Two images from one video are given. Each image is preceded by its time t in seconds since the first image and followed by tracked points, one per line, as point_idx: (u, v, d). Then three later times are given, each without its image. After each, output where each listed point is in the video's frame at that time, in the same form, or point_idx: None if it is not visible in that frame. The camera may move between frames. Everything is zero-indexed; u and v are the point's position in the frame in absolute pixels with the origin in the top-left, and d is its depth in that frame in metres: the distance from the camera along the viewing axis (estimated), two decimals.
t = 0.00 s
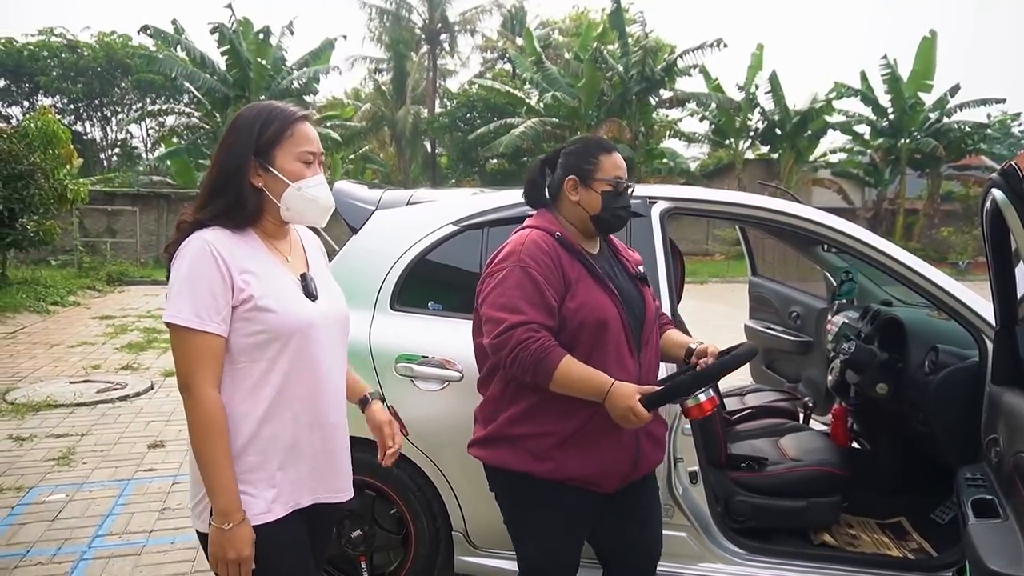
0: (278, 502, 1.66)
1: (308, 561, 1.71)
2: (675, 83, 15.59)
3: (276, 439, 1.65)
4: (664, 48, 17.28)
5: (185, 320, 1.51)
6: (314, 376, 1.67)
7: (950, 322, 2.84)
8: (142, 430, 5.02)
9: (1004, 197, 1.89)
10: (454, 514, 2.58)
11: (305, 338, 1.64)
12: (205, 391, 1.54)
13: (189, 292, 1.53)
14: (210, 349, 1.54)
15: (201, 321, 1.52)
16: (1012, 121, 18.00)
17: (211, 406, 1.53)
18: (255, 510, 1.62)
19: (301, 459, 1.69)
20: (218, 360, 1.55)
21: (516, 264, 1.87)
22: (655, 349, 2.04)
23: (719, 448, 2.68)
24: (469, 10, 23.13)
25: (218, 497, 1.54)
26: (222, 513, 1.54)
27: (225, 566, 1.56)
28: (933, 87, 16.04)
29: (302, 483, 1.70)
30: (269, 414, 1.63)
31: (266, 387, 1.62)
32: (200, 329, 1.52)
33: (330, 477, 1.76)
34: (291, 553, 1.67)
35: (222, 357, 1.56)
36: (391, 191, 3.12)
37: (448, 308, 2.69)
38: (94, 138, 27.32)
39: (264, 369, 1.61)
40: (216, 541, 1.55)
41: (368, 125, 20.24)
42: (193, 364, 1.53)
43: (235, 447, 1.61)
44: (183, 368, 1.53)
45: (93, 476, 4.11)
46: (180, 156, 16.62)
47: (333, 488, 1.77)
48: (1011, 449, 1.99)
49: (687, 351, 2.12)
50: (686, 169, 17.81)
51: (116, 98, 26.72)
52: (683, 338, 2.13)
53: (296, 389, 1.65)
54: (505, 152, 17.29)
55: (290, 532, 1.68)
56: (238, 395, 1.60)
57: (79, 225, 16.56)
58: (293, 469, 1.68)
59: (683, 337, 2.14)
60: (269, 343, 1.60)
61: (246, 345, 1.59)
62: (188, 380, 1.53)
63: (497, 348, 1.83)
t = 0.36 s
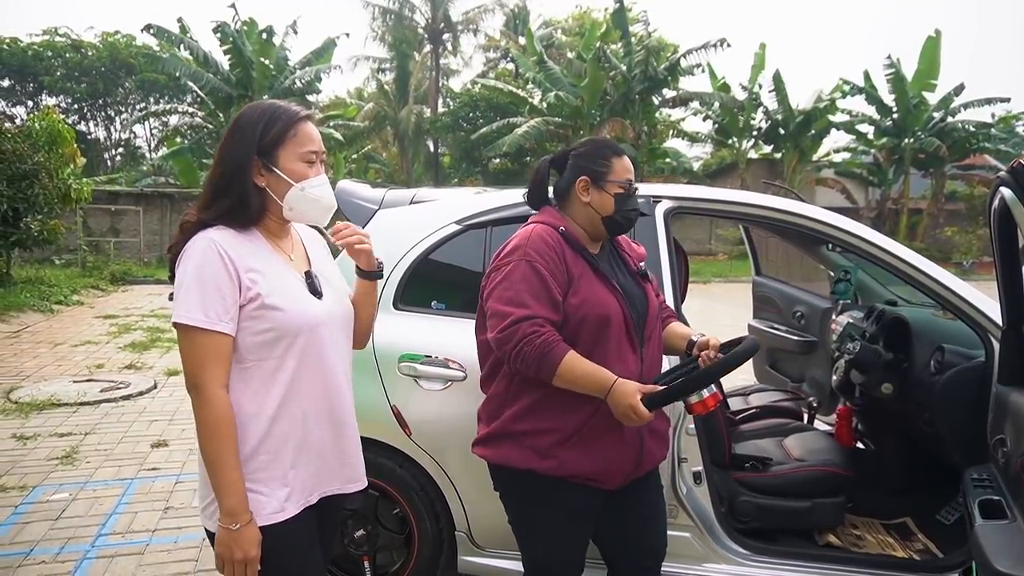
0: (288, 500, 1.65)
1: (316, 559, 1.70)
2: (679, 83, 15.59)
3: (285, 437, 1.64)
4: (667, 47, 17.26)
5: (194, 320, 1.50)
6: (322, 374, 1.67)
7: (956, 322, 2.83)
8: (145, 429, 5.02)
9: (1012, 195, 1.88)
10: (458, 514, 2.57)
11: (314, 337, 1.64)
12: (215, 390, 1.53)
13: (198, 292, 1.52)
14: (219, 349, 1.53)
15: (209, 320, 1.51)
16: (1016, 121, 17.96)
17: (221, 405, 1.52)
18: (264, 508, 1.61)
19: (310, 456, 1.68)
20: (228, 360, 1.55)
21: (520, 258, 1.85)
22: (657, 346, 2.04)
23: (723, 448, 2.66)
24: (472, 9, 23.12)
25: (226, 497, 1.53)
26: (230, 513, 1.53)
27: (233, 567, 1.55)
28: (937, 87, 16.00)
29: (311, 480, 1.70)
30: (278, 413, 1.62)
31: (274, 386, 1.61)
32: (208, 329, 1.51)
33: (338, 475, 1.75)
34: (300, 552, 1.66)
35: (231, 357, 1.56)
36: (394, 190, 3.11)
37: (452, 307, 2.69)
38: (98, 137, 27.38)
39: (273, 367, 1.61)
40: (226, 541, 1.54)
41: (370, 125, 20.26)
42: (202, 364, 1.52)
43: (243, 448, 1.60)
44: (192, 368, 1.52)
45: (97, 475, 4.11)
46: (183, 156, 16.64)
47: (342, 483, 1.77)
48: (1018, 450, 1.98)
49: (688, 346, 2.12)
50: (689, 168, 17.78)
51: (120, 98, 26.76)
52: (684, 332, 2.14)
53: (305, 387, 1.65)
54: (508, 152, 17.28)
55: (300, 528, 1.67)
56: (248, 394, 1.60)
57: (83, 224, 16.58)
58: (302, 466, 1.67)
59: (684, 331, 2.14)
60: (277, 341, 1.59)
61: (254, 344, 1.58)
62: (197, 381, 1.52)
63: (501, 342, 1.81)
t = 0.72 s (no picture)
0: (288, 502, 1.64)
1: (318, 559, 1.69)
2: (680, 82, 15.59)
3: (283, 438, 1.63)
4: (669, 47, 17.24)
5: (190, 320, 1.50)
6: (322, 375, 1.66)
7: (959, 322, 2.82)
8: (146, 429, 5.02)
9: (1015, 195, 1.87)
10: (458, 515, 2.56)
11: (311, 338, 1.63)
12: (210, 390, 1.52)
13: (193, 293, 1.51)
14: (215, 351, 1.52)
15: (203, 321, 1.51)
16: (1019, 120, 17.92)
17: (215, 405, 1.52)
18: (260, 510, 1.60)
19: (309, 457, 1.67)
20: (223, 361, 1.54)
21: (523, 256, 1.84)
22: (658, 346, 2.03)
23: (725, 449, 2.66)
24: (473, 9, 23.10)
25: (216, 498, 1.52)
26: (219, 514, 1.52)
27: (221, 568, 1.54)
28: (940, 86, 15.97)
29: (311, 481, 1.69)
30: (276, 414, 1.61)
31: (272, 386, 1.60)
32: (203, 330, 1.50)
33: (339, 476, 1.75)
34: (298, 553, 1.65)
35: (226, 359, 1.55)
36: (395, 190, 3.10)
37: (452, 308, 2.68)
38: (100, 137, 27.41)
39: (270, 367, 1.60)
40: (215, 542, 1.53)
41: (371, 125, 20.26)
42: (198, 365, 1.51)
43: (240, 449, 1.60)
44: (187, 369, 1.52)
45: (98, 475, 4.11)
46: (185, 156, 16.66)
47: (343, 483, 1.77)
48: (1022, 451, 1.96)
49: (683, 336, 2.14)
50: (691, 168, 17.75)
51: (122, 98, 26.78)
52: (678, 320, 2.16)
53: (304, 388, 1.64)
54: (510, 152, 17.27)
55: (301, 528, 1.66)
56: (246, 395, 1.59)
57: (84, 225, 16.59)
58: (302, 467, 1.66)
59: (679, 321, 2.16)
60: (275, 341, 1.58)
61: (251, 345, 1.57)
62: (192, 382, 1.51)
63: (505, 341, 1.80)
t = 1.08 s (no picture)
0: (283, 503, 1.63)
1: (315, 560, 1.68)
2: (681, 82, 15.61)
3: (278, 440, 1.62)
4: (669, 46, 17.22)
5: (182, 321, 1.49)
6: (317, 376, 1.65)
7: (960, 322, 2.80)
8: (146, 429, 5.01)
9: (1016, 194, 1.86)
10: (458, 516, 2.56)
11: (305, 339, 1.62)
12: (204, 392, 1.52)
13: (185, 293, 1.50)
14: (208, 351, 1.52)
15: (197, 323, 1.50)
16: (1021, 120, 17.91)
17: (209, 407, 1.51)
18: (256, 510, 1.59)
19: (306, 458, 1.66)
20: (218, 362, 1.54)
21: (535, 263, 1.81)
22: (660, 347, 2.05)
23: (725, 450, 2.65)
24: (474, 9, 23.09)
25: (212, 499, 1.52)
26: (214, 515, 1.52)
27: (217, 571, 1.53)
28: (941, 86, 15.95)
29: (308, 482, 1.68)
30: (270, 416, 1.60)
31: (268, 387, 1.60)
32: (196, 331, 1.50)
33: (334, 476, 1.74)
34: (295, 554, 1.64)
35: (221, 361, 1.54)
36: (394, 190, 3.09)
37: (451, 307, 2.67)
38: (100, 137, 27.43)
39: (265, 368, 1.59)
40: (209, 545, 1.52)
41: (371, 124, 20.28)
42: (192, 366, 1.51)
43: (235, 450, 1.59)
44: (182, 370, 1.51)
45: (97, 475, 4.10)
46: (186, 156, 16.65)
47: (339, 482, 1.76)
48: None
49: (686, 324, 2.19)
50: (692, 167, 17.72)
51: (123, 98, 26.79)
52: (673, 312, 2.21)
53: (298, 389, 1.63)
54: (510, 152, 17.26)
55: (298, 528, 1.65)
56: (240, 395, 1.59)
57: (85, 224, 16.58)
58: (297, 467, 1.65)
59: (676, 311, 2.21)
60: (268, 342, 1.57)
61: (245, 346, 1.56)
62: (187, 382, 1.51)
63: (518, 350, 1.77)
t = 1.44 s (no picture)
0: (277, 503, 1.62)
1: (311, 560, 1.68)
2: (680, 81, 15.62)
3: (272, 440, 1.61)
4: (669, 46, 17.22)
5: (173, 323, 1.50)
6: (309, 377, 1.64)
7: (958, 322, 2.79)
8: (144, 429, 5.01)
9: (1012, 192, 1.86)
10: (454, 516, 2.55)
11: (299, 340, 1.61)
12: (196, 393, 1.52)
13: (176, 294, 1.51)
14: (200, 352, 1.52)
15: (189, 324, 1.50)
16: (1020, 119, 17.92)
17: (200, 407, 1.52)
18: (249, 510, 1.59)
19: (300, 458, 1.66)
20: (208, 363, 1.54)
21: (543, 263, 1.81)
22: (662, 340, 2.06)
23: (723, 450, 2.65)
24: (474, 9, 23.09)
25: (202, 499, 1.52)
26: (202, 516, 1.52)
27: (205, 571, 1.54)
28: (941, 86, 15.95)
29: (303, 482, 1.67)
30: (264, 417, 1.60)
31: (260, 388, 1.59)
32: (187, 332, 1.50)
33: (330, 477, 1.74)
34: (289, 555, 1.64)
35: (212, 362, 1.55)
36: (392, 190, 3.09)
37: (448, 307, 2.67)
38: (100, 137, 27.45)
39: (259, 369, 1.59)
40: (198, 545, 1.53)
41: (371, 125, 20.28)
42: (184, 367, 1.52)
43: (227, 452, 1.58)
44: (174, 371, 1.52)
45: (95, 475, 4.10)
46: (185, 156, 16.64)
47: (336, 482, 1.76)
48: (1021, 451, 1.94)
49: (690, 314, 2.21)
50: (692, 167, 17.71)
51: (123, 98, 26.80)
52: (673, 303, 2.23)
53: (292, 389, 1.62)
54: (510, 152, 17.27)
55: (294, 528, 1.65)
56: (232, 397, 1.58)
57: (84, 224, 16.58)
58: (292, 468, 1.64)
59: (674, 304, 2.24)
60: (261, 343, 1.57)
61: (237, 348, 1.56)
62: (179, 383, 1.52)
63: (526, 351, 1.76)
